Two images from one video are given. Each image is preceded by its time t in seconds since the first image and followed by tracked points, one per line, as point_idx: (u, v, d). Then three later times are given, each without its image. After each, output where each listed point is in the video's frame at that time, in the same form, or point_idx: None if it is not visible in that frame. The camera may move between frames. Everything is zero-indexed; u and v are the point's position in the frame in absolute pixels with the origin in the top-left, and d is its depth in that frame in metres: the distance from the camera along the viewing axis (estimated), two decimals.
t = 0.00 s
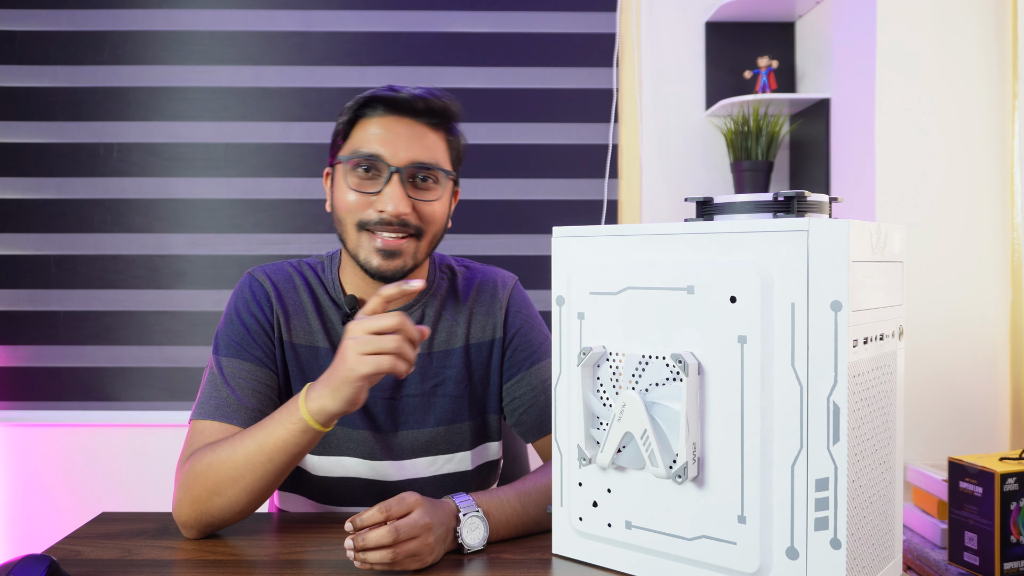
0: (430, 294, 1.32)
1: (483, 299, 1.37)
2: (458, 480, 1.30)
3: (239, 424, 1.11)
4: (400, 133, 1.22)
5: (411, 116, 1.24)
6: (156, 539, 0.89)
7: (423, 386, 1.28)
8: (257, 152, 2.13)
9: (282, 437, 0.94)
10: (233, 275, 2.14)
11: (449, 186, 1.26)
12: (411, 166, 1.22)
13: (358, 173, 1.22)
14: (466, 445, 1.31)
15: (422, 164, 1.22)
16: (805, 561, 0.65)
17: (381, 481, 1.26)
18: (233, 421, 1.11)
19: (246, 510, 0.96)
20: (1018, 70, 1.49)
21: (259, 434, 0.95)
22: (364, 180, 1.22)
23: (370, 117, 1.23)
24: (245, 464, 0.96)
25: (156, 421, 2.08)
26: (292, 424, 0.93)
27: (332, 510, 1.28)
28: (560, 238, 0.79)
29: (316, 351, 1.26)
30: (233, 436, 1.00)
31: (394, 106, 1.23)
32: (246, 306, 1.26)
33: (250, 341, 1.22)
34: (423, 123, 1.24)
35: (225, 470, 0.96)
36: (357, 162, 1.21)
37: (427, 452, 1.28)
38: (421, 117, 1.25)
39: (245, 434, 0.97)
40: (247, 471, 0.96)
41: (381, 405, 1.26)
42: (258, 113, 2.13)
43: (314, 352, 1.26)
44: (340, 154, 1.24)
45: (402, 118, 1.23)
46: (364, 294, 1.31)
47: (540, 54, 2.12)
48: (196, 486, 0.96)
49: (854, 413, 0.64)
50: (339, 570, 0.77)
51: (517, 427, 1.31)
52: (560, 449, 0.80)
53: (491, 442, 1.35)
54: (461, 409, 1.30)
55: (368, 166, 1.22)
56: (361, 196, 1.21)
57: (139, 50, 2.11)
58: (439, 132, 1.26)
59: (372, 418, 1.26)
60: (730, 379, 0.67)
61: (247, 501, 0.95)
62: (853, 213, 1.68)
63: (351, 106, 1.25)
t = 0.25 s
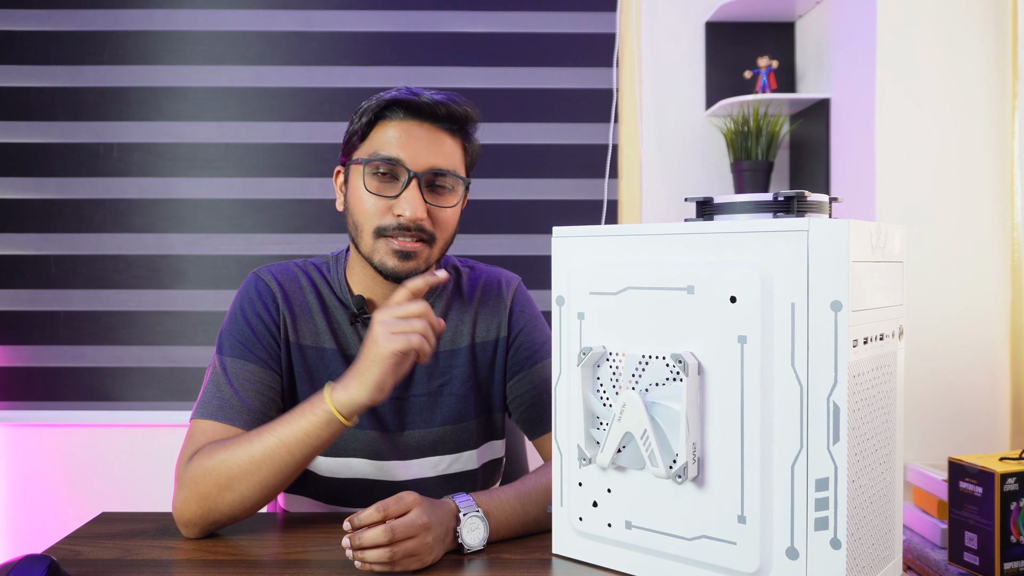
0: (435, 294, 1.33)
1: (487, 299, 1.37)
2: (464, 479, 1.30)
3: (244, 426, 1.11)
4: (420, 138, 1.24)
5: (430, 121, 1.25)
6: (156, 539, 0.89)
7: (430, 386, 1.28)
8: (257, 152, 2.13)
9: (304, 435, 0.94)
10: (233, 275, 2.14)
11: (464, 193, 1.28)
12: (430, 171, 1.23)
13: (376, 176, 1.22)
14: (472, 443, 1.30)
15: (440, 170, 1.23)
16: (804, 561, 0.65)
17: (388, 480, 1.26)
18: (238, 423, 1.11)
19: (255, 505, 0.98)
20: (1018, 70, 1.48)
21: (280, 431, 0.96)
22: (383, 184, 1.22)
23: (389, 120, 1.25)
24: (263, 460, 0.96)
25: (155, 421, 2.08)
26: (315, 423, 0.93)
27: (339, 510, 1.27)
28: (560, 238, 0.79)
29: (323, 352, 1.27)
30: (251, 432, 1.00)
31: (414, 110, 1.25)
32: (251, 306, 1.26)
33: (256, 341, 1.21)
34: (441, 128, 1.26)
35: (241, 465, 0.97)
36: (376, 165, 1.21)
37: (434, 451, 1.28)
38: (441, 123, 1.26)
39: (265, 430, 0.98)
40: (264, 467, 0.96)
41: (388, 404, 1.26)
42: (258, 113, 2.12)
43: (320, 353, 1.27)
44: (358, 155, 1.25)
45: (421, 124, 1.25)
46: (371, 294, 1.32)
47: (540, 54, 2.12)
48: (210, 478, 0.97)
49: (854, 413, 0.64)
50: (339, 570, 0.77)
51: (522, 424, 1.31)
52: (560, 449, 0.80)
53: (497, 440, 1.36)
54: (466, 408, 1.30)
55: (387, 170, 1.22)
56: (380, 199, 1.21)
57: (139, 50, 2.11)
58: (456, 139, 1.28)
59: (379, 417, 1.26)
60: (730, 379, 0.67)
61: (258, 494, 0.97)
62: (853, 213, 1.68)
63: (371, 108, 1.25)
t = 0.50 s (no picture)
0: (440, 295, 1.33)
1: (490, 299, 1.38)
2: (467, 479, 1.29)
3: (249, 426, 1.11)
4: (414, 135, 1.24)
5: (424, 119, 1.25)
6: (156, 539, 0.89)
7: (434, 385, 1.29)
8: (257, 152, 2.13)
9: (315, 450, 0.92)
10: (233, 275, 2.14)
11: (461, 187, 1.28)
12: (427, 168, 1.23)
13: (374, 176, 1.23)
14: (476, 442, 1.31)
15: (437, 165, 1.24)
16: (805, 561, 0.65)
17: (391, 479, 1.26)
18: (244, 423, 1.11)
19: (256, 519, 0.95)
20: (1018, 70, 1.49)
21: (291, 444, 0.95)
22: (382, 183, 1.22)
23: (384, 120, 1.25)
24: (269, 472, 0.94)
25: (156, 421, 2.08)
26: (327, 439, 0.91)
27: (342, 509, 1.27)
28: (560, 238, 0.79)
29: (327, 352, 1.27)
30: (262, 442, 0.99)
31: (408, 109, 1.24)
32: (256, 305, 1.26)
33: (261, 341, 1.21)
34: (435, 125, 1.26)
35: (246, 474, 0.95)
36: (373, 165, 1.22)
37: (437, 451, 1.28)
38: (435, 120, 1.26)
39: (277, 442, 0.97)
40: (270, 479, 0.94)
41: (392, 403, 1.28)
42: (258, 113, 2.12)
43: (325, 353, 1.27)
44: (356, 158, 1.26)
45: (416, 121, 1.25)
46: (375, 295, 1.29)
47: (539, 54, 2.12)
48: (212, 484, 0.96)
49: (854, 413, 0.64)
50: (339, 570, 0.77)
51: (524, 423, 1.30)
52: (560, 449, 0.80)
53: (499, 440, 1.35)
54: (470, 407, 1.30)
55: (384, 169, 1.22)
56: (380, 199, 1.22)
57: (139, 50, 2.11)
58: (451, 134, 1.28)
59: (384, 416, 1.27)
60: (730, 379, 0.67)
61: (261, 508, 0.94)
62: (853, 213, 1.68)
63: (365, 110, 1.25)
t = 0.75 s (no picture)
0: (436, 296, 1.32)
1: (488, 300, 1.38)
2: (465, 480, 1.30)
3: (248, 426, 1.11)
4: (410, 138, 1.23)
5: (421, 121, 1.25)
6: (156, 539, 0.89)
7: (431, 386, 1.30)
8: (257, 152, 2.13)
9: (308, 446, 0.94)
10: (233, 275, 2.14)
11: (458, 190, 1.28)
12: (423, 171, 1.23)
13: (370, 178, 1.23)
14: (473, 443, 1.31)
15: (433, 168, 1.24)
16: (805, 561, 0.65)
17: (389, 480, 1.26)
18: (243, 423, 1.11)
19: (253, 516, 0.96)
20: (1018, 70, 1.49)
21: (284, 440, 0.96)
22: (378, 185, 1.23)
23: (381, 122, 1.24)
24: (263, 468, 0.96)
25: (156, 421, 2.08)
26: (319, 434, 0.93)
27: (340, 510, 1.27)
28: (560, 238, 0.79)
29: (324, 353, 1.28)
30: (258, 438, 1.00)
31: (405, 111, 1.24)
32: (253, 306, 1.26)
33: (258, 342, 1.21)
34: (433, 127, 1.26)
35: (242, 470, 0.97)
36: (369, 167, 1.22)
37: (435, 451, 1.28)
38: (432, 122, 1.26)
39: (272, 438, 0.98)
40: (264, 475, 0.96)
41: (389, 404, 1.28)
42: (258, 113, 2.12)
43: (322, 354, 1.28)
44: (352, 159, 1.25)
45: (412, 123, 1.25)
46: (371, 296, 1.30)
47: (539, 54, 2.12)
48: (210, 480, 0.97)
49: (854, 413, 0.64)
50: (340, 570, 0.77)
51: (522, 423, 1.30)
52: (560, 448, 0.80)
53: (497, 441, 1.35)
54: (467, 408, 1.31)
55: (380, 171, 1.23)
56: (375, 200, 1.22)
57: (139, 50, 2.11)
58: (448, 137, 1.28)
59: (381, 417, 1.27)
60: (730, 379, 0.67)
61: (256, 505, 0.95)
62: (853, 213, 1.68)
63: (362, 111, 1.25)
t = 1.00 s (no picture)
0: (434, 297, 1.33)
1: (486, 300, 1.38)
2: (462, 479, 1.31)
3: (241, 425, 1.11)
4: (410, 140, 1.23)
5: (422, 123, 1.25)
6: (156, 539, 0.88)
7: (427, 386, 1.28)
8: (257, 152, 2.13)
9: (285, 423, 0.97)
10: (233, 275, 2.14)
11: (456, 195, 1.28)
12: (422, 174, 1.23)
13: (370, 180, 1.23)
14: (470, 443, 1.31)
15: (432, 172, 1.24)
16: (805, 561, 0.65)
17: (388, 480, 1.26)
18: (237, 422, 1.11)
19: (248, 503, 0.98)
20: (1018, 70, 1.48)
21: (262, 422, 0.99)
22: (377, 188, 1.23)
23: (381, 123, 1.24)
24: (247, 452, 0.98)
25: (156, 421, 2.08)
26: (294, 408, 0.96)
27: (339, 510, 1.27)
28: (560, 238, 0.79)
29: (319, 352, 1.27)
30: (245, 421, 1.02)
31: (406, 114, 1.23)
32: (249, 307, 1.26)
33: (252, 342, 1.22)
34: (433, 130, 1.26)
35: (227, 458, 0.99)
36: (369, 169, 1.22)
37: (433, 451, 1.29)
38: (432, 125, 1.26)
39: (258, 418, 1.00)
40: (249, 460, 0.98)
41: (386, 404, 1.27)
42: (258, 113, 2.12)
43: (316, 353, 1.27)
44: (351, 161, 1.25)
45: (413, 126, 1.24)
46: (367, 296, 1.30)
47: (539, 54, 2.12)
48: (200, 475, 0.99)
49: (854, 413, 0.64)
50: (340, 570, 0.77)
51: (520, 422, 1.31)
52: (560, 448, 0.80)
53: (494, 441, 1.36)
54: (465, 408, 1.30)
55: (380, 174, 1.23)
56: (374, 203, 1.22)
57: (139, 50, 2.11)
58: (448, 140, 1.28)
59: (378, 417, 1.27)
60: (730, 379, 0.67)
61: (251, 484, 0.98)
62: (853, 213, 1.68)
63: (362, 113, 1.24)
